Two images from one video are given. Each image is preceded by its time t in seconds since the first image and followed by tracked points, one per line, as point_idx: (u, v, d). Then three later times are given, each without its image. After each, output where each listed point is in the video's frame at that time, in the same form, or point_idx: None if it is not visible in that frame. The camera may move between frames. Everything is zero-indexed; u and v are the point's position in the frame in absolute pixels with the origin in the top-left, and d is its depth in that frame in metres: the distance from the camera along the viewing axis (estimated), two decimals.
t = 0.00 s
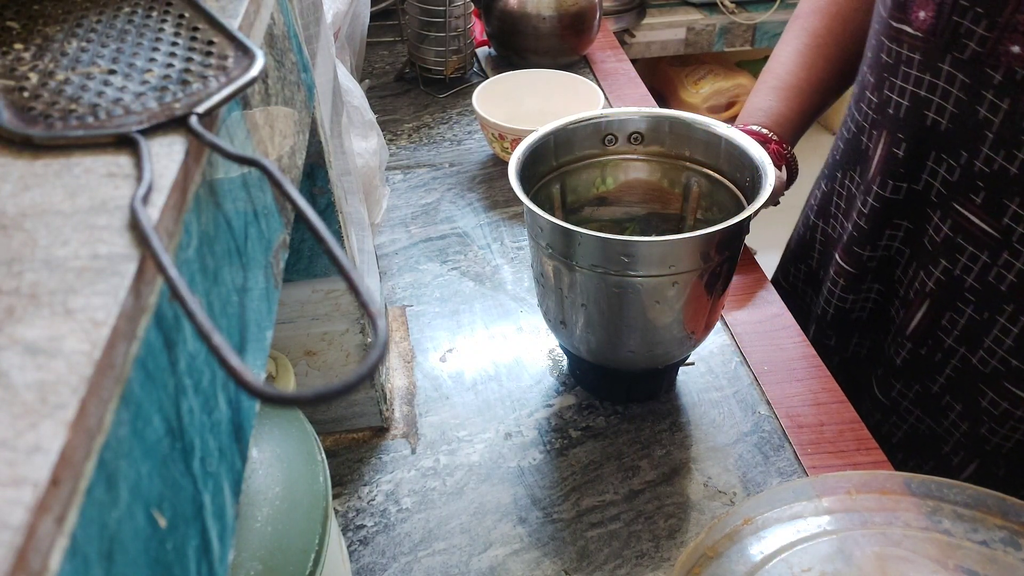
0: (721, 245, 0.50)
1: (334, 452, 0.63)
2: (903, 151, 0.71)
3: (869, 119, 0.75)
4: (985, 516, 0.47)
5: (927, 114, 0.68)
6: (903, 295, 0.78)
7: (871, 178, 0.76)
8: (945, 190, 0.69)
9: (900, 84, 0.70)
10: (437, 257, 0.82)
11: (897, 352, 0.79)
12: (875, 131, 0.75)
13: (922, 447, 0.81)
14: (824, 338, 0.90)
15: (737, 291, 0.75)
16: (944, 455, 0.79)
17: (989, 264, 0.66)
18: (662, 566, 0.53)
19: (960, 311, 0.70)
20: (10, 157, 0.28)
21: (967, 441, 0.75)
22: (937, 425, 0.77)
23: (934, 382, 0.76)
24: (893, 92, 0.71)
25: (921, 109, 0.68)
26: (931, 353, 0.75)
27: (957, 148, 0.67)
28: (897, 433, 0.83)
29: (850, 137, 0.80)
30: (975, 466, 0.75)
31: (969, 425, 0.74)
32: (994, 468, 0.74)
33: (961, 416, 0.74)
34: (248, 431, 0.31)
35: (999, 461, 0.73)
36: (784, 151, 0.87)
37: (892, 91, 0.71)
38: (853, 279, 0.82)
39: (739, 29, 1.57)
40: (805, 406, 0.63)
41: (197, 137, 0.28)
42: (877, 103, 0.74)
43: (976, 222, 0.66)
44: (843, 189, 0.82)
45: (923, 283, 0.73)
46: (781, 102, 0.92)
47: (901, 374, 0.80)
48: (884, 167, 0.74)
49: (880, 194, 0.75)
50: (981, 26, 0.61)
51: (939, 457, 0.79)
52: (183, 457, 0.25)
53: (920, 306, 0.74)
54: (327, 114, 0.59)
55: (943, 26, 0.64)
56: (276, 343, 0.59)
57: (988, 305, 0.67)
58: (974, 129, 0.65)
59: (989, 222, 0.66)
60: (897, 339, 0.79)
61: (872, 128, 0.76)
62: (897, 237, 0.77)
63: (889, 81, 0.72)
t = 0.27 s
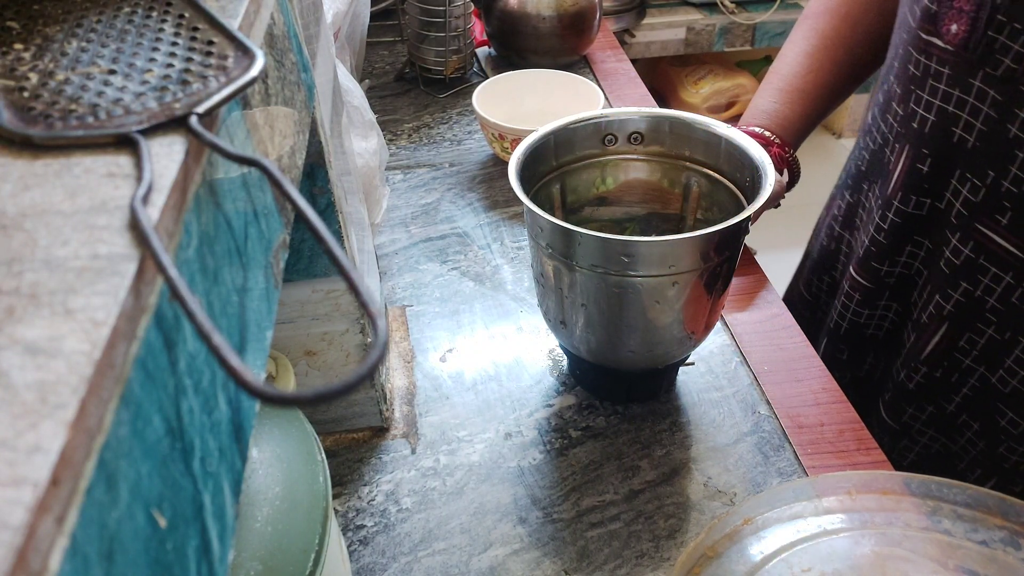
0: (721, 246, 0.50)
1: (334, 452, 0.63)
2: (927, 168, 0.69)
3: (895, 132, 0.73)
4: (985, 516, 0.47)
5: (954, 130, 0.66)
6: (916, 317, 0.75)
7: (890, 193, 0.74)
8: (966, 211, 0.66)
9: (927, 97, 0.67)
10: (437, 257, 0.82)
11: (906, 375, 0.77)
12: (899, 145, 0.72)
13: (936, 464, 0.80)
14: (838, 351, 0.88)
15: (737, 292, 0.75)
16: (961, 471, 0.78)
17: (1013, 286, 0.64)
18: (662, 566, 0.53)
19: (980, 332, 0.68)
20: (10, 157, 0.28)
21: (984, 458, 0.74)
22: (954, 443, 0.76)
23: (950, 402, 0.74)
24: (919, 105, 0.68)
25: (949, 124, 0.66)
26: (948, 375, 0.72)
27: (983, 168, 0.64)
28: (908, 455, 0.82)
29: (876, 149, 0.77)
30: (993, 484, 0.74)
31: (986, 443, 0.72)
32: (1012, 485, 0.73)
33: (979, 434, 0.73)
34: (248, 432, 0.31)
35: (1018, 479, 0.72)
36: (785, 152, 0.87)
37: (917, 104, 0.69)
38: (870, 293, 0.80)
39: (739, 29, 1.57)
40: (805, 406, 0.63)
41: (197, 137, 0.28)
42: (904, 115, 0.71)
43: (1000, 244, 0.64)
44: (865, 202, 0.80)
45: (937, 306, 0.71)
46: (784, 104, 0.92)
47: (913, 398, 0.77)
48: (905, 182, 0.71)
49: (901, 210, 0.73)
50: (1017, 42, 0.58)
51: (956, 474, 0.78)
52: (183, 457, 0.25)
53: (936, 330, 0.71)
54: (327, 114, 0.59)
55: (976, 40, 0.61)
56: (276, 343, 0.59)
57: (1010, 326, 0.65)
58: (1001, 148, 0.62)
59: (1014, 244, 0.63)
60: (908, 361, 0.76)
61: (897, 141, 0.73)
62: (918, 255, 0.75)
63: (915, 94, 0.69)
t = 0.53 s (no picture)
0: (721, 246, 0.50)
1: (334, 452, 0.63)
2: (938, 170, 0.69)
3: (906, 134, 0.73)
4: (985, 516, 0.47)
5: (966, 133, 0.65)
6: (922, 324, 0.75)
7: (898, 196, 0.73)
8: (977, 215, 0.66)
9: (938, 99, 0.67)
10: (437, 257, 0.82)
11: (912, 381, 0.76)
12: (908, 147, 0.72)
13: (944, 470, 0.80)
14: (843, 355, 0.88)
15: (737, 292, 0.75)
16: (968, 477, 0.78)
17: None
18: (662, 566, 0.53)
19: (991, 337, 0.68)
20: (10, 157, 0.28)
21: (993, 464, 0.74)
22: (962, 449, 0.77)
23: (958, 407, 0.74)
24: (931, 107, 0.68)
25: (961, 127, 0.66)
26: (956, 381, 0.72)
27: (994, 172, 0.63)
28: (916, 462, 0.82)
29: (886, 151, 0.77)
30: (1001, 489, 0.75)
31: (995, 448, 0.73)
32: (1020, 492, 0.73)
33: (988, 440, 0.73)
34: (248, 432, 0.31)
35: None
36: (785, 152, 0.87)
37: (928, 106, 0.69)
38: (878, 297, 0.80)
39: (739, 29, 1.57)
40: (805, 406, 0.63)
41: (197, 137, 0.28)
42: (914, 118, 0.71)
43: (1012, 249, 0.63)
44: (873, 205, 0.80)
45: (946, 313, 0.71)
46: (785, 104, 0.92)
47: (920, 405, 0.77)
48: (915, 185, 0.71)
49: (912, 213, 0.72)
50: None
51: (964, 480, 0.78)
52: (182, 457, 0.25)
53: (945, 336, 0.71)
54: (327, 114, 0.59)
55: (991, 42, 0.61)
56: (277, 343, 0.59)
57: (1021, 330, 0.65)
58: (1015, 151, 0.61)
59: None
60: (914, 367, 0.76)
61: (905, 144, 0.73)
62: (926, 260, 0.75)
63: (927, 96, 0.69)
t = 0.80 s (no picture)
0: (721, 245, 0.50)
1: (334, 452, 0.63)
2: (941, 167, 0.69)
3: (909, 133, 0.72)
4: (985, 516, 0.47)
5: (970, 130, 0.65)
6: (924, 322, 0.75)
7: (901, 194, 0.73)
8: (981, 212, 0.66)
9: (943, 97, 0.67)
10: (437, 257, 0.82)
11: (915, 380, 0.76)
12: (911, 145, 0.72)
13: (947, 469, 0.81)
14: (844, 355, 0.89)
15: (737, 292, 0.75)
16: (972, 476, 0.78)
17: None
18: (662, 566, 0.53)
19: (994, 335, 0.68)
20: (10, 157, 0.28)
21: (996, 462, 0.74)
22: (965, 449, 0.77)
23: (962, 406, 0.74)
24: (935, 105, 0.68)
25: (966, 124, 0.65)
26: (959, 379, 0.72)
27: (999, 169, 0.63)
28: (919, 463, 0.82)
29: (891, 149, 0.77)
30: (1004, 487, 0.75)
31: (999, 447, 0.73)
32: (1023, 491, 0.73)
33: (992, 439, 0.73)
34: (248, 432, 0.31)
35: None
36: (785, 152, 0.87)
37: (933, 104, 0.68)
38: (881, 296, 0.80)
39: (739, 29, 1.58)
40: (805, 406, 0.63)
41: (197, 137, 0.28)
42: (918, 115, 0.71)
43: (1017, 247, 0.63)
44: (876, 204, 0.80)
45: (948, 311, 0.70)
46: (784, 104, 0.92)
47: (923, 405, 0.77)
48: (918, 183, 0.71)
49: (915, 211, 0.72)
50: None
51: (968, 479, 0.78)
52: (182, 457, 0.25)
53: (948, 334, 0.71)
54: (327, 114, 0.59)
55: (997, 39, 0.61)
56: (277, 343, 0.59)
57: None
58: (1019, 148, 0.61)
59: None
60: (917, 366, 0.76)
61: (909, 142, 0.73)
62: (928, 259, 0.75)
63: (931, 93, 0.68)
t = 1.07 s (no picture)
0: (721, 245, 0.50)
1: (334, 452, 0.63)
2: (937, 159, 0.69)
3: (903, 126, 0.72)
4: (985, 516, 0.47)
5: (965, 122, 0.65)
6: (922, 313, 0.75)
7: (897, 187, 0.73)
8: (976, 203, 0.66)
9: (937, 90, 0.67)
10: (437, 257, 0.82)
11: (914, 370, 0.76)
12: (905, 138, 0.72)
13: (943, 459, 0.80)
14: (843, 348, 0.89)
15: (737, 292, 0.75)
16: (968, 465, 0.78)
17: None
18: (662, 566, 0.53)
19: (990, 323, 0.68)
20: (10, 157, 0.28)
21: (993, 450, 0.74)
22: (962, 436, 0.76)
23: (959, 394, 0.74)
24: (929, 98, 0.68)
25: (960, 116, 0.65)
26: (957, 368, 0.72)
27: (993, 159, 0.63)
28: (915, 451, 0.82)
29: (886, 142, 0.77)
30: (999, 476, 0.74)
31: (995, 434, 0.72)
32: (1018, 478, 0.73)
33: (988, 425, 0.73)
34: (248, 432, 0.31)
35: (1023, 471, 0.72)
36: (784, 150, 0.87)
37: (927, 97, 0.68)
38: (879, 288, 0.80)
39: (739, 29, 1.58)
40: (805, 406, 0.63)
41: (197, 137, 0.28)
42: (912, 108, 0.71)
43: (1012, 236, 0.63)
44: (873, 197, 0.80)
45: (945, 300, 0.70)
46: (782, 103, 0.93)
47: (921, 394, 0.77)
48: (914, 175, 0.71)
49: (911, 203, 0.72)
50: None
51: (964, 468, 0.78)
52: (183, 457, 0.25)
53: (945, 324, 0.71)
54: (327, 114, 0.60)
55: (989, 30, 0.61)
56: (277, 343, 0.60)
57: (1020, 317, 0.65)
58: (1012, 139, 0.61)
59: None
60: (916, 356, 0.76)
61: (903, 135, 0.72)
62: (926, 249, 0.75)
63: (925, 86, 0.68)
